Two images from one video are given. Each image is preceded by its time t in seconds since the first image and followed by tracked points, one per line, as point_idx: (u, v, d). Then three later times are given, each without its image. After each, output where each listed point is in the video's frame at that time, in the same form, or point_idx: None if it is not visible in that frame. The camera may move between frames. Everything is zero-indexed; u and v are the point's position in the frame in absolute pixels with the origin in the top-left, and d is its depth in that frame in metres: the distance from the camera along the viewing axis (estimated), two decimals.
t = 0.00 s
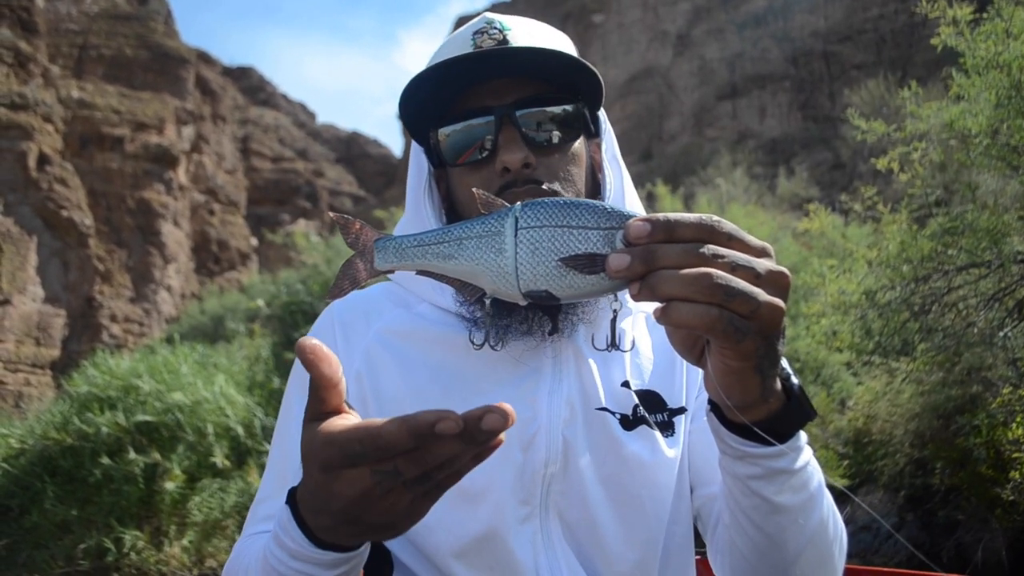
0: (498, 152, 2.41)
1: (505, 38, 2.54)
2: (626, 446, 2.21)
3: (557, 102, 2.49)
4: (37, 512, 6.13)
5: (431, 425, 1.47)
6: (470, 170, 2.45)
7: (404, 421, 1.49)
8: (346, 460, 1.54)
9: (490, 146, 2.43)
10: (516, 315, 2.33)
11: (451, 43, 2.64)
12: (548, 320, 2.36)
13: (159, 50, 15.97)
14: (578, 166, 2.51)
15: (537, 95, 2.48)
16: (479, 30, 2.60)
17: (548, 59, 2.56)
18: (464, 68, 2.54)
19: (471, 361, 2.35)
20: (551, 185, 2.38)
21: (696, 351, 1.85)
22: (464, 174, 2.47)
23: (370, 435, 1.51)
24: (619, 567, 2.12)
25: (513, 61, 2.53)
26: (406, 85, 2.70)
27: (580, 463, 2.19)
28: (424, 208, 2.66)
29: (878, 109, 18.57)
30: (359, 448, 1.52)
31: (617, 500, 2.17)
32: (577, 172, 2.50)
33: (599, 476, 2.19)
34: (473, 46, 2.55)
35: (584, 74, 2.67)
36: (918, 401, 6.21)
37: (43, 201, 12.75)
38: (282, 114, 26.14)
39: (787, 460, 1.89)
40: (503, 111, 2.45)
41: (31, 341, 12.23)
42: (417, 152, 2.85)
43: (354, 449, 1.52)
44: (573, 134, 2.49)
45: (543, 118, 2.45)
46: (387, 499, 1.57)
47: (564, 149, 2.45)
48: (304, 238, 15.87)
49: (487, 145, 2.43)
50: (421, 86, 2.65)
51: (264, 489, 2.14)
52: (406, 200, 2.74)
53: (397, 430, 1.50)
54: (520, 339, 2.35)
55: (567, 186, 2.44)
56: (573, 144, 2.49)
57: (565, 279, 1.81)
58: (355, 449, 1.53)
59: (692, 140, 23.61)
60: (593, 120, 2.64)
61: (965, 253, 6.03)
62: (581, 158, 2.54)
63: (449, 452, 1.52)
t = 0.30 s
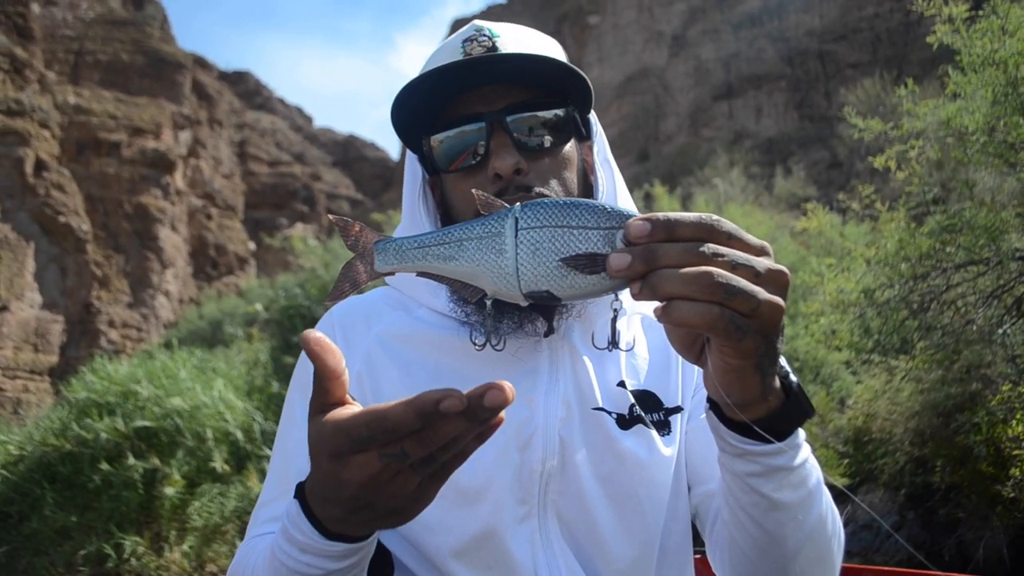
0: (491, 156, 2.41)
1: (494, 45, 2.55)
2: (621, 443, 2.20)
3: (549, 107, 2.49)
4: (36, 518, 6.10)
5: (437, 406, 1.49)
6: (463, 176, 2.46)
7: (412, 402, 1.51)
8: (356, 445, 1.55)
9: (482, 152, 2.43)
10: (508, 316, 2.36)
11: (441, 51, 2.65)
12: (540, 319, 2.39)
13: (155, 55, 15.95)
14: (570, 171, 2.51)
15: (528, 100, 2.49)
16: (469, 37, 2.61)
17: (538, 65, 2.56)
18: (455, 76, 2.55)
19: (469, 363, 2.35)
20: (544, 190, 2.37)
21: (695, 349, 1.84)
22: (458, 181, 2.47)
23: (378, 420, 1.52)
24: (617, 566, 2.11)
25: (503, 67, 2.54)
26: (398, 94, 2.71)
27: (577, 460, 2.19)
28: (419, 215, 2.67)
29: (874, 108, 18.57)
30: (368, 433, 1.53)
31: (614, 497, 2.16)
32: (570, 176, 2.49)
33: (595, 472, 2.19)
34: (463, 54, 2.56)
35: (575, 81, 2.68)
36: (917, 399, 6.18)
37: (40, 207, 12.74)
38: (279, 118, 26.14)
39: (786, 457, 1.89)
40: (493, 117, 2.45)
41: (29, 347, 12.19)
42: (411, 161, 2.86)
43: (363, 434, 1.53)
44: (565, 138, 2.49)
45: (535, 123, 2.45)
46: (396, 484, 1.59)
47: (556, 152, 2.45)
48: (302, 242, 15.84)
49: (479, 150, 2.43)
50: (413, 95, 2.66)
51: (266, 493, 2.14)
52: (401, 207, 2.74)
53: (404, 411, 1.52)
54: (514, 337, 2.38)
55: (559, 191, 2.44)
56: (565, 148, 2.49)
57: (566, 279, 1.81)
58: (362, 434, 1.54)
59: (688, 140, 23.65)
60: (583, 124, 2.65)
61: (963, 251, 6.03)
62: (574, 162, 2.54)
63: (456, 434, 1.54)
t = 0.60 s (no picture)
0: (487, 156, 2.41)
1: (490, 45, 2.54)
2: (620, 445, 2.26)
3: (545, 106, 2.48)
4: (37, 524, 6.08)
5: (447, 349, 1.65)
6: (460, 176, 2.46)
7: (425, 338, 1.65)
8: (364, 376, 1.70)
9: (478, 152, 2.43)
10: (507, 316, 2.47)
11: (437, 50, 2.65)
12: (539, 322, 2.47)
13: (152, 60, 15.92)
14: (567, 170, 2.51)
15: (524, 100, 2.48)
16: (465, 39, 2.61)
17: (534, 64, 2.55)
18: (450, 75, 2.54)
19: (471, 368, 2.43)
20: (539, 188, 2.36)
21: (701, 356, 1.87)
22: (455, 180, 2.47)
23: (390, 350, 1.68)
24: (616, 567, 2.15)
25: (498, 67, 2.53)
26: (395, 93, 2.72)
27: (575, 462, 2.24)
28: (416, 217, 2.68)
29: (872, 108, 18.57)
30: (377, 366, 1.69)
31: (611, 499, 2.21)
32: (565, 175, 2.49)
33: (593, 474, 2.25)
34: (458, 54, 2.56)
35: (571, 82, 2.68)
36: (918, 400, 6.16)
37: (38, 213, 12.71)
38: (278, 122, 26.17)
39: (788, 464, 1.88)
40: (490, 117, 2.44)
41: (29, 353, 12.17)
42: (409, 163, 2.87)
43: (373, 364, 1.69)
44: (561, 138, 2.49)
45: (532, 123, 2.44)
46: (382, 435, 1.70)
47: (552, 152, 2.45)
48: (300, 246, 15.82)
49: (476, 150, 2.43)
50: (409, 96, 2.67)
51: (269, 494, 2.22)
52: (400, 209, 2.76)
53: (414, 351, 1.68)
54: (512, 339, 2.47)
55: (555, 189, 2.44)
56: (561, 148, 2.50)
57: (574, 284, 1.82)
58: (370, 367, 1.70)
59: (687, 141, 23.64)
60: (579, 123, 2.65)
61: (963, 251, 6.09)
62: (570, 161, 2.54)
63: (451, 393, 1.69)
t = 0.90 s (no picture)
0: (489, 152, 2.41)
1: (495, 40, 2.54)
2: (620, 452, 2.21)
3: (550, 103, 2.48)
4: (38, 523, 6.06)
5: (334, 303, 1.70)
6: (462, 171, 2.45)
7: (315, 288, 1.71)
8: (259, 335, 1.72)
9: (481, 148, 2.42)
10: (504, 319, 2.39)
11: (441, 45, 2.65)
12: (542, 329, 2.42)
13: (155, 60, 15.92)
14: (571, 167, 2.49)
15: (528, 97, 2.47)
16: (471, 33, 2.61)
17: (541, 60, 2.55)
18: (454, 68, 2.54)
19: (465, 374, 2.39)
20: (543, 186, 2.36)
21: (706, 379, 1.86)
22: (456, 175, 2.46)
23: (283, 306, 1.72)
24: None
25: (504, 61, 2.53)
26: (397, 86, 2.71)
27: (573, 470, 2.20)
28: (416, 212, 2.66)
29: (875, 109, 18.58)
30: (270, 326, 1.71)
31: (612, 507, 2.18)
32: (570, 175, 2.46)
33: (593, 481, 2.20)
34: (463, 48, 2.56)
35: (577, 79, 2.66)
36: (920, 401, 6.13)
37: (41, 212, 12.70)
38: (280, 122, 26.20)
39: (793, 487, 1.86)
40: (494, 112, 2.44)
41: (31, 352, 12.17)
42: (411, 157, 2.86)
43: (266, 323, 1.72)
44: (566, 135, 2.48)
45: (535, 121, 2.44)
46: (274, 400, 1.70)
47: (557, 150, 2.43)
48: (302, 246, 15.84)
49: (478, 146, 2.43)
50: (412, 88, 2.66)
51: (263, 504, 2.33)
52: (399, 204, 2.74)
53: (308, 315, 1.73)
54: (512, 345, 2.40)
55: (560, 187, 2.42)
56: (567, 145, 2.47)
57: (578, 306, 1.79)
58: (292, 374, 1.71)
59: (689, 142, 23.67)
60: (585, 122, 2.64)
61: (967, 253, 6.08)
62: (575, 161, 2.52)
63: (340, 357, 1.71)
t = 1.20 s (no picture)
0: (493, 146, 2.40)
1: (507, 31, 2.53)
2: (618, 458, 2.21)
3: (556, 100, 2.47)
4: (41, 518, 6.07)
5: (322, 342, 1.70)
6: (464, 163, 2.43)
7: (299, 329, 1.70)
8: (245, 380, 1.69)
9: (484, 143, 2.41)
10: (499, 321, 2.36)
11: (452, 33, 2.64)
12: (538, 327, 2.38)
13: (159, 56, 15.91)
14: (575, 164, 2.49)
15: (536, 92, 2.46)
16: (483, 22, 2.60)
17: (552, 57, 2.54)
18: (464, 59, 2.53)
19: (456, 386, 2.33)
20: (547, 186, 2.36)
21: (705, 391, 1.84)
22: (458, 168, 2.45)
23: (267, 346, 1.70)
24: None
25: (515, 57, 2.52)
26: (404, 74, 2.69)
27: (570, 478, 2.19)
28: (413, 200, 2.63)
29: (879, 109, 18.54)
30: (254, 370, 1.69)
31: (609, 514, 2.18)
32: (574, 175, 2.46)
33: (589, 488, 2.20)
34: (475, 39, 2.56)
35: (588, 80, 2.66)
36: (924, 402, 6.14)
37: (45, 207, 12.72)
38: (284, 119, 26.22)
39: (791, 501, 1.85)
40: (501, 106, 2.43)
41: (35, 347, 12.21)
42: (409, 142, 2.83)
43: (251, 364, 1.69)
44: (572, 133, 2.46)
45: (539, 115, 2.43)
46: (267, 449, 1.67)
47: (561, 149, 2.42)
48: (306, 242, 15.85)
49: (482, 140, 2.42)
50: (419, 76, 2.63)
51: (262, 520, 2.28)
52: (393, 190, 2.71)
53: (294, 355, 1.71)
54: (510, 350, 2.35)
55: (563, 188, 2.42)
56: (571, 144, 2.46)
57: (575, 319, 1.76)
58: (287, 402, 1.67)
59: (693, 141, 23.66)
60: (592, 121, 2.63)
61: (973, 254, 6.06)
62: (579, 161, 2.51)
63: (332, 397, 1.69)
